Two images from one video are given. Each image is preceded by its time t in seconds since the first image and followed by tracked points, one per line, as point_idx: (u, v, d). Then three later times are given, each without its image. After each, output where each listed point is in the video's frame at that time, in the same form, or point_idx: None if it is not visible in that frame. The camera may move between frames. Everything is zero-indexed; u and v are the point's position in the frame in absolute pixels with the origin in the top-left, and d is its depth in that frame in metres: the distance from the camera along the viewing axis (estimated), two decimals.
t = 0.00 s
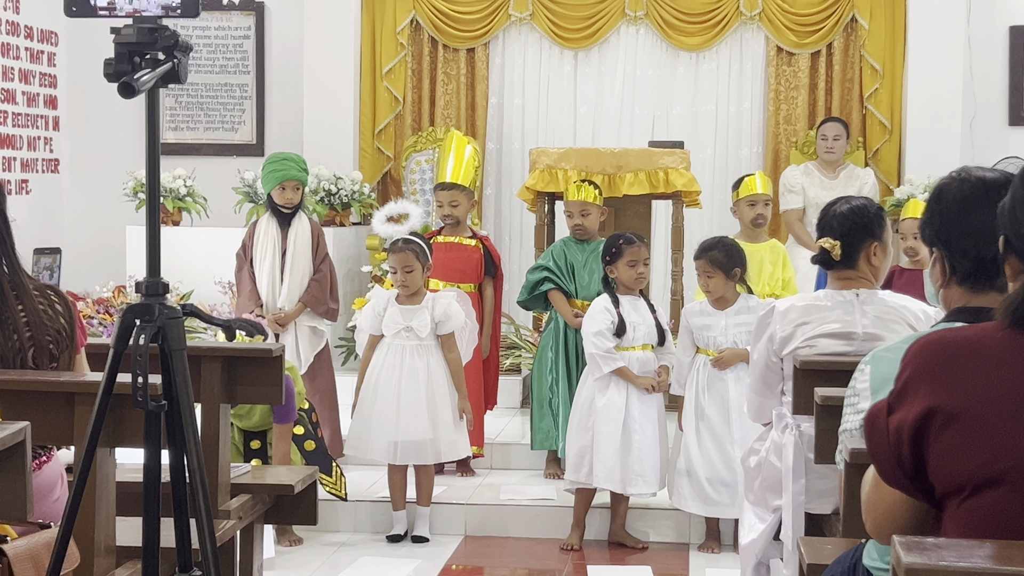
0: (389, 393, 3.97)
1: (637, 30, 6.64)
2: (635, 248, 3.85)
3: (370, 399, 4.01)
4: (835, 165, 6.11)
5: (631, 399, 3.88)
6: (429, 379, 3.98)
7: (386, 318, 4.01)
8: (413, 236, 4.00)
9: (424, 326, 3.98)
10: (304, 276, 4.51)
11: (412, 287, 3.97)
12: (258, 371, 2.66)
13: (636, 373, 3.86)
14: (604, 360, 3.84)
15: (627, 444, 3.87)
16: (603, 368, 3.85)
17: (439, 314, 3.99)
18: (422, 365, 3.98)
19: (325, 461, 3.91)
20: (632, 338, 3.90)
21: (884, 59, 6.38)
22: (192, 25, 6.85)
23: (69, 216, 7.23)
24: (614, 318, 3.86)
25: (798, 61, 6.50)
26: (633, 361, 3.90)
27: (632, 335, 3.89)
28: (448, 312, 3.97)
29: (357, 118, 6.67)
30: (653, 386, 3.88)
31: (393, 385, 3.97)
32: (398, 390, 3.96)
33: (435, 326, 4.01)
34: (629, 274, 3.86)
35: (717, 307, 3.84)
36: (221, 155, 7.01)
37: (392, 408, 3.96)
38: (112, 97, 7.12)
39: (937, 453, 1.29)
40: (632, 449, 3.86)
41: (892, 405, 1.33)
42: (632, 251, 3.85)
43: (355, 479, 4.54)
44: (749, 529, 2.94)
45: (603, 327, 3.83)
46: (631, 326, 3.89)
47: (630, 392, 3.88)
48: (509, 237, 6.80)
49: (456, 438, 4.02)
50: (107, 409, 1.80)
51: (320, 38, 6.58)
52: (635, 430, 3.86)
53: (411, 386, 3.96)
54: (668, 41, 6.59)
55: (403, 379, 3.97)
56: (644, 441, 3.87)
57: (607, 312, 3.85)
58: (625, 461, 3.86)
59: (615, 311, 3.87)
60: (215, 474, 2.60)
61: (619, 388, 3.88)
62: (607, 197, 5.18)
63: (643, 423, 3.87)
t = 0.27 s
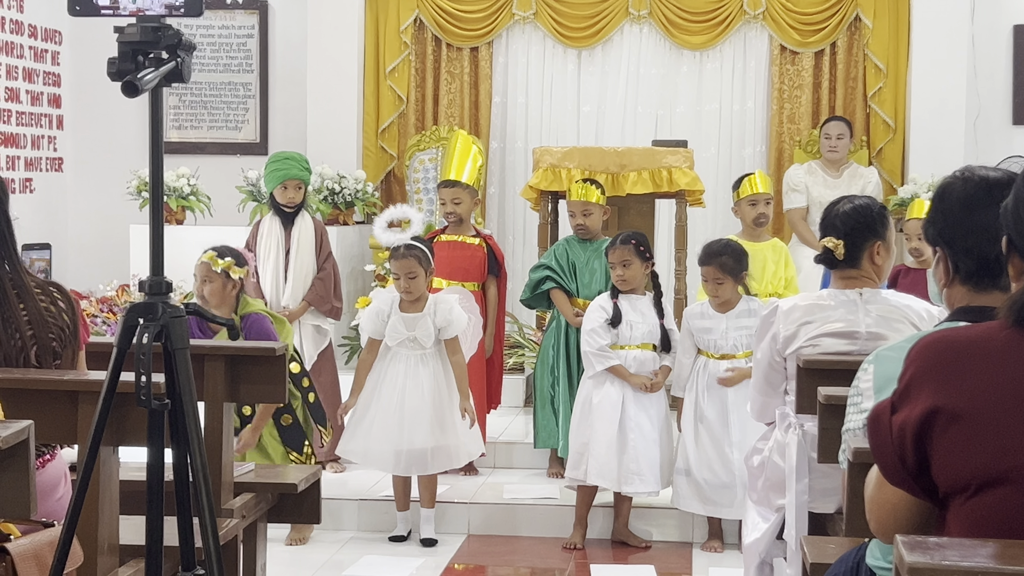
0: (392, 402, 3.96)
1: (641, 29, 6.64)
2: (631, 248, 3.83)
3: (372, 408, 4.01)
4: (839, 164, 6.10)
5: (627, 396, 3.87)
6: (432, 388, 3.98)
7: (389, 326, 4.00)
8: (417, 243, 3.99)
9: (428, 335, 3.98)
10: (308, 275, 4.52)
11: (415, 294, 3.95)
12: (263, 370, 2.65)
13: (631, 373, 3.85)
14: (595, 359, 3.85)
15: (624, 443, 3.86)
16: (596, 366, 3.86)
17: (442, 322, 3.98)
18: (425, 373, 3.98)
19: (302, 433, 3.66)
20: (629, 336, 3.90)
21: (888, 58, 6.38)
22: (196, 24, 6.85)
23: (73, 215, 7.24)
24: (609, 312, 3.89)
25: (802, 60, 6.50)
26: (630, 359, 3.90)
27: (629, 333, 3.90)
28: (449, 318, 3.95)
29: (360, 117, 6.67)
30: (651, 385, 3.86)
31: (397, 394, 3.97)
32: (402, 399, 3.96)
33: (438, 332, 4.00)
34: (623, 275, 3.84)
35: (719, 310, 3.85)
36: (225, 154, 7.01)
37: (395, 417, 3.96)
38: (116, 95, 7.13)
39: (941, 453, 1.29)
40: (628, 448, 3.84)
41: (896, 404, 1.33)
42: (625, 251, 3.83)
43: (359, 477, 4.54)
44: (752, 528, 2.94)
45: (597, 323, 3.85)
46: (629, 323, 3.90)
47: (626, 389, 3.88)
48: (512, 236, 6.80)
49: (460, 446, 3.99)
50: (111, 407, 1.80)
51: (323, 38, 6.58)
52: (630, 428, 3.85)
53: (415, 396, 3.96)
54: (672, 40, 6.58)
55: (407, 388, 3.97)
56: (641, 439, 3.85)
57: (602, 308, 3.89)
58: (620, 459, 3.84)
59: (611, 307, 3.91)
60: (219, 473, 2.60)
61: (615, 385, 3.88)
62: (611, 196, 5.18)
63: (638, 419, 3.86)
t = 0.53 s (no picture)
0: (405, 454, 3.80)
1: (647, 27, 6.64)
2: (628, 249, 3.79)
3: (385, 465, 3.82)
4: (846, 162, 6.08)
5: (621, 394, 3.90)
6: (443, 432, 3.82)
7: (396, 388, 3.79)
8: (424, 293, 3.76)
9: (436, 393, 3.79)
10: (311, 273, 4.53)
11: (421, 349, 3.74)
12: (270, 368, 2.65)
13: (626, 371, 3.87)
14: (589, 358, 3.89)
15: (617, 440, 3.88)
16: (590, 366, 3.89)
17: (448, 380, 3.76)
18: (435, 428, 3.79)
19: (248, 426, 3.70)
20: (626, 334, 3.89)
21: (895, 56, 6.36)
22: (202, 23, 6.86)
23: (80, 213, 7.26)
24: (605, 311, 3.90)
25: (809, 58, 6.49)
26: (626, 358, 3.89)
27: (625, 331, 3.89)
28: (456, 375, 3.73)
29: (367, 115, 6.68)
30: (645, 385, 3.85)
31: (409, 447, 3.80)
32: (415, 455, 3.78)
33: (445, 386, 3.79)
34: (619, 275, 3.82)
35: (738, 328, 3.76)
36: (231, 153, 7.02)
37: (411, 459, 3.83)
38: (123, 94, 7.14)
39: (947, 453, 1.29)
40: (619, 444, 3.86)
41: (902, 403, 1.33)
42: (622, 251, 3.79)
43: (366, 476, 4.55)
44: (759, 527, 2.93)
45: (591, 321, 3.88)
46: (625, 321, 3.89)
47: (620, 387, 3.90)
48: (519, 234, 6.80)
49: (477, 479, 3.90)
50: (117, 406, 1.80)
51: (330, 36, 6.59)
52: (623, 425, 3.87)
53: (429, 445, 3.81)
54: (679, 38, 6.57)
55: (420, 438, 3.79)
56: (632, 437, 3.85)
57: (598, 307, 3.91)
58: (612, 455, 3.87)
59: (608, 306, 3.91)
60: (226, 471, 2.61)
61: (608, 381, 3.91)
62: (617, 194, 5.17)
63: (632, 418, 3.87)
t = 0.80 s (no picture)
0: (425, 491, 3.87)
1: (657, 23, 6.63)
2: (630, 248, 3.77)
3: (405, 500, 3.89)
4: (856, 158, 6.06)
5: (624, 392, 3.87)
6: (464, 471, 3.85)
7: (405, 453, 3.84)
8: (431, 365, 3.81)
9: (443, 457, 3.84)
10: (313, 270, 4.50)
11: (426, 422, 3.76)
12: (280, 365, 2.66)
13: (628, 369, 3.84)
14: (591, 356, 3.85)
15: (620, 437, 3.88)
16: (591, 364, 3.86)
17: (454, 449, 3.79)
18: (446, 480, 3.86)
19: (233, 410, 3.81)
20: (628, 331, 3.86)
21: (905, 51, 6.34)
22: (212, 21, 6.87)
23: (90, 211, 7.28)
24: (606, 309, 3.86)
25: (819, 53, 6.47)
26: (628, 355, 3.87)
27: (627, 328, 3.86)
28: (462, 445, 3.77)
29: (377, 112, 6.69)
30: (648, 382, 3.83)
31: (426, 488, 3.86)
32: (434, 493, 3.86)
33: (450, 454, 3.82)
34: (623, 275, 3.81)
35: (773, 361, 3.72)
36: (242, 150, 7.04)
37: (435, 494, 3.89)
38: (134, 91, 7.16)
39: (957, 450, 1.29)
40: (623, 442, 3.86)
41: (912, 400, 1.33)
42: (627, 252, 3.77)
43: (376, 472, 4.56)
44: (770, 523, 2.94)
45: (592, 319, 3.84)
46: (626, 318, 3.86)
47: (622, 384, 3.88)
48: (529, 231, 6.80)
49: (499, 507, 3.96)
50: (128, 404, 1.80)
51: (339, 33, 6.60)
52: (626, 422, 3.86)
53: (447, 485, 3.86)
54: (688, 34, 6.56)
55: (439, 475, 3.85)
56: (635, 434, 3.85)
57: (598, 305, 3.87)
58: (615, 454, 3.88)
59: (609, 303, 3.87)
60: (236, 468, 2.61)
61: (611, 380, 3.88)
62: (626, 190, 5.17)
63: (634, 415, 3.85)
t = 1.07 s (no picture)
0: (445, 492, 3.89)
1: (670, 16, 6.61)
2: (638, 245, 3.75)
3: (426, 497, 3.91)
4: (870, 150, 6.01)
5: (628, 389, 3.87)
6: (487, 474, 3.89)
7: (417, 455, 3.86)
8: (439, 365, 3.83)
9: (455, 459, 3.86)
10: (322, 265, 4.52)
11: (432, 422, 3.79)
12: (295, 359, 2.68)
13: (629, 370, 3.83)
14: (591, 357, 3.84)
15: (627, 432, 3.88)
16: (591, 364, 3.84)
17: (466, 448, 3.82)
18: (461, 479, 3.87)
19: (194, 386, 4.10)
20: (628, 328, 3.85)
21: (919, 42, 6.31)
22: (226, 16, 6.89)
23: (105, 206, 7.32)
24: (605, 309, 3.84)
25: (833, 45, 6.44)
26: (629, 351, 3.86)
27: (627, 325, 3.85)
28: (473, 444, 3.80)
29: (390, 106, 6.70)
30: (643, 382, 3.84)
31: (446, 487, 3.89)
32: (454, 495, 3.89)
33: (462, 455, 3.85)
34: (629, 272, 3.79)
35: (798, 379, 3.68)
36: (256, 145, 7.06)
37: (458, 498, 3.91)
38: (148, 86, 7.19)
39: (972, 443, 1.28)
40: (630, 437, 3.85)
41: (926, 394, 1.33)
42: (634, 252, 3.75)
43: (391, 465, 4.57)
44: (785, 516, 2.94)
45: (591, 319, 3.83)
46: (626, 315, 3.85)
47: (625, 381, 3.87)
48: (543, 224, 6.79)
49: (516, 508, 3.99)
50: (143, 399, 1.81)
51: (353, 28, 6.61)
52: (632, 418, 3.86)
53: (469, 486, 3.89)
54: (702, 26, 6.54)
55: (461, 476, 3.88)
56: (642, 428, 3.85)
57: (597, 304, 3.85)
58: (623, 449, 3.88)
59: (608, 301, 3.85)
60: (252, 463, 2.63)
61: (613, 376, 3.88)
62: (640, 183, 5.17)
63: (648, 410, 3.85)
